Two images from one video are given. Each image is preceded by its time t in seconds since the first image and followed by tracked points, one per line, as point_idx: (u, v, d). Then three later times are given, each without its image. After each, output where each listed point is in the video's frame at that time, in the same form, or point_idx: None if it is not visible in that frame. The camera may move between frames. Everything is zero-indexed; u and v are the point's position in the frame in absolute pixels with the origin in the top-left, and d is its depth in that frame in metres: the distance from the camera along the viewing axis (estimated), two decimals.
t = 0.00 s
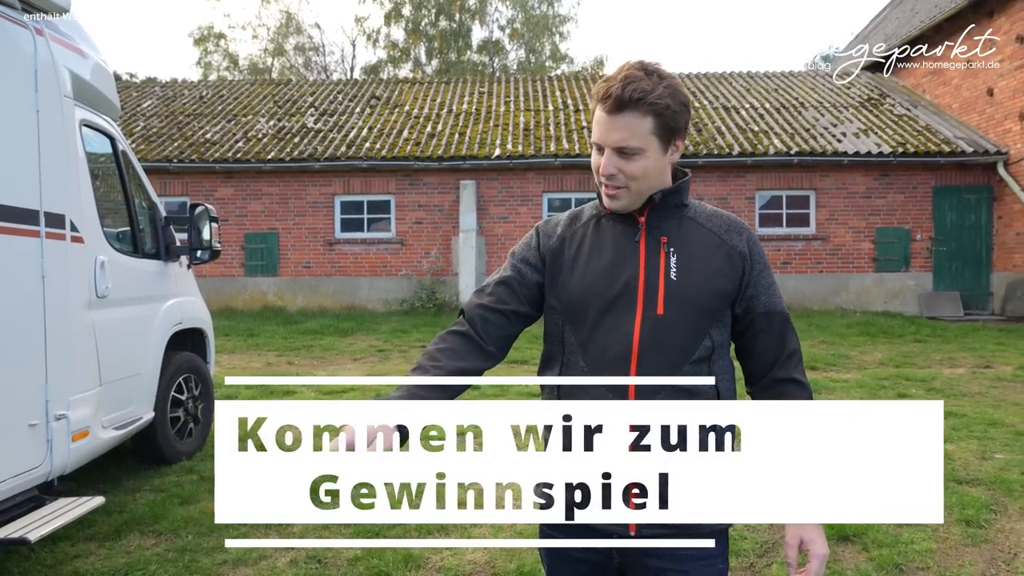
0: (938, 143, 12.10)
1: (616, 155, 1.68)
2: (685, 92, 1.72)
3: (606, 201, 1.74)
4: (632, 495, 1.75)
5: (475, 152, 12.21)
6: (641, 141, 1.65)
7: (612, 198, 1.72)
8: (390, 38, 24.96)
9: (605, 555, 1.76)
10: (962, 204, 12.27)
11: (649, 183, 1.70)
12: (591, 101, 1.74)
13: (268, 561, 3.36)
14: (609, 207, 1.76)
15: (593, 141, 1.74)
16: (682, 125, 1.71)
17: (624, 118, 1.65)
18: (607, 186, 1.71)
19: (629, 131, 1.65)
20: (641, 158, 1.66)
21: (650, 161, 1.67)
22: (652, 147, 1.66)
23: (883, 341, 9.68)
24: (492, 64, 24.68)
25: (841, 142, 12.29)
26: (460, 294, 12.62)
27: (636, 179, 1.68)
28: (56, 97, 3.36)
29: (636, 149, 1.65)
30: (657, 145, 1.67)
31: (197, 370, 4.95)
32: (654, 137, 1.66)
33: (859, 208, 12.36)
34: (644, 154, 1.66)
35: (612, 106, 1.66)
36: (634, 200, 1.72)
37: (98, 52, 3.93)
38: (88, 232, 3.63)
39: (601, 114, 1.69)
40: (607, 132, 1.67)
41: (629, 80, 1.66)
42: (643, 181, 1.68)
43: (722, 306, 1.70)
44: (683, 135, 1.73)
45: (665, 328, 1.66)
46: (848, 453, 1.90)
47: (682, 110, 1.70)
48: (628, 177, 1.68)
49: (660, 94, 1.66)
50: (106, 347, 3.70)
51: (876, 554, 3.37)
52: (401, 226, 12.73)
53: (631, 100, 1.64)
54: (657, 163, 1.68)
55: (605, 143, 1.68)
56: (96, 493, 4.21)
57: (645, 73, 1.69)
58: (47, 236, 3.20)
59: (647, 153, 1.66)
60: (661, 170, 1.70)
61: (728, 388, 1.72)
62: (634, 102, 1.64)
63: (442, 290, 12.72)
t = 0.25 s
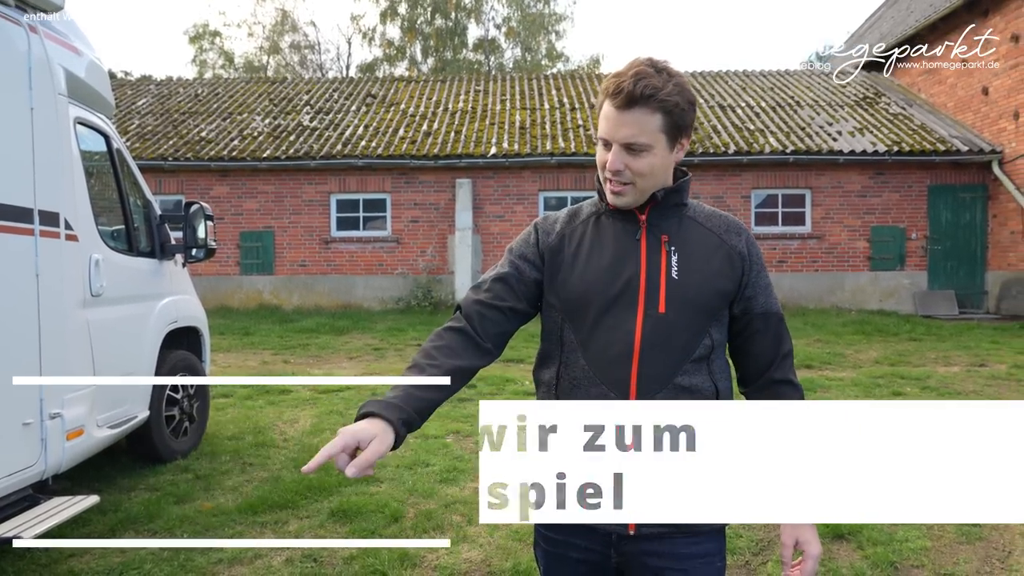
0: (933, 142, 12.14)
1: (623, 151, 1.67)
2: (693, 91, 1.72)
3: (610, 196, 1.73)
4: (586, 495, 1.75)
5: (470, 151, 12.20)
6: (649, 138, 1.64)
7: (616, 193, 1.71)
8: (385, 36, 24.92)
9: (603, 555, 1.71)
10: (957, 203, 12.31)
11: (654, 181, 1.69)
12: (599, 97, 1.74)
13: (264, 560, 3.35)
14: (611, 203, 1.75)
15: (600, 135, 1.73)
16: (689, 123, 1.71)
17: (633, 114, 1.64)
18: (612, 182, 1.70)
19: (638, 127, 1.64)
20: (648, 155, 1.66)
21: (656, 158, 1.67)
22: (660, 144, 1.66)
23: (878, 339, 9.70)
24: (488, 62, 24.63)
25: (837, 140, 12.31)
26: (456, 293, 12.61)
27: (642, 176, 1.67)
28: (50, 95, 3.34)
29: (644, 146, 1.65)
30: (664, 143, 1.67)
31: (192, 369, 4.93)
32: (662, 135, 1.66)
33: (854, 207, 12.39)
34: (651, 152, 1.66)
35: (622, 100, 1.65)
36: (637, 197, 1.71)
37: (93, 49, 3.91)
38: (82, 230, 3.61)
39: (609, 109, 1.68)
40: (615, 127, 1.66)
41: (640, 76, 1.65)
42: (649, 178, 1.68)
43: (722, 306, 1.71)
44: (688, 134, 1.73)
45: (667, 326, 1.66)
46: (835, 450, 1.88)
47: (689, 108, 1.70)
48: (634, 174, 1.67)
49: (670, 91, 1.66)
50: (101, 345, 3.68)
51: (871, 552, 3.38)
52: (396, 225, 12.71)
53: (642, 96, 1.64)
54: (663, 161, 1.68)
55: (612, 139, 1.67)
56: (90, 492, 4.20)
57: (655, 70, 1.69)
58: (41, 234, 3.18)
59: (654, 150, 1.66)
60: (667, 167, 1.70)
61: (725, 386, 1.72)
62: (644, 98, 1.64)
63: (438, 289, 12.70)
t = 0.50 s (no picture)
0: (927, 141, 12.18)
1: (623, 147, 1.67)
2: (692, 91, 1.74)
3: (606, 194, 1.72)
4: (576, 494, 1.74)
5: (465, 149, 12.18)
6: (649, 134, 1.65)
7: (613, 191, 1.71)
8: (380, 34, 24.87)
9: (599, 554, 1.70)
10: (951, 203, 12.36)
11: (651, 178, 1.69)
12: (599, 93, 1.74)
13: (257, 558, 3.34)
14: (608, 201, 1.74)
15: (598, 132, 1.73)
16: (688, 122, 1.72)
17: (633, 111, 1.65)
18: (609, 178, 1.69)
19: (638, 124, 1.65)
20: (647, 151, 1.66)
21: (655, 155, 1.67)
22: (659, 141, 1.66)
23: (872, 339, 9.74)
24: (483, 60, 24.61)
25: (831, 140, 12.35)
26: (451, 291, 12.60)
27: (640, 172, 1.67)
28: (42, 91, 3.31)
29: (644, 142, 1.65)
30: (663, 139, 1.67)
31: (186, 367, 4.91)
32: (662, 132, 1.66)
33: (848, 206, 12.43)
34: (650, 149, 1.66)
35: (623, 96, 1.66)
36: (634, 194, 1.71)
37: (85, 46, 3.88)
38: (75, 227, 3.58)
39: (610, 104, 1.69)
40: (616, 124, 1.67)
41: (642, 72, 1.67)
42: (647, 175, 1.68)
43: (719, 304, 1.71)
44: (687, 134, 1.74)
45: (666, 324, 1.65)
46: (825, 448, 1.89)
47: (689, 107, 1.71)
48: (632, 170, 1.67)
49: (671, 89, 1.68)
50: (93, 343, 3.66)
51: (865, 550, 3.39)
52: (391, 223, 12.68)
53: (643, 92, 1.65)
54: (662, 158, 1.68)
55: (612, 135, 1.68)
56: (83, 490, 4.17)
57: (656, 67, 1.70)
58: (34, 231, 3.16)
59: (653, 147, 1.66)
60: (665, 165, 1.70)
61: (722, 384, 1.72)
62: (645, 94, 1.65)
63: (432, 287, 12.69)
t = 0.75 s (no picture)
0: (921, 141, 12.23)
1: (615, 144, 1.66)
2: (684, 88, 1.74)
3: (597, 191, 1.71)
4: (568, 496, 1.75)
5: (460, 147, 12.16)
6: (642, 130, 1.65)
7: (605, 188, 1.70)
8: (375, 32, 24.81)
9: (598, 554, 1.70)
10: (944, 202, 12.42)
11: (643, 175, 1.69)
12: (591, 89, 1.74)
13: (251, 556, 3.33)
14: (600, 199, 1.74)
15: (591, 128, 1.73)
16: (679, 119, 1.72)
17: (626, 107, 1.65)
18: (601, 175, 1.68)
19: (631, 120, 1.64)
20: (640, 148, 1.66)
21: (647, 152, 1.67)
22: (652, 138, 1.66)
23: (866, 338, 9.77)
24: (477, 59, 24.57)
25: (825, 139, 12.38)
26: (445, 290, 12.59)
27: (633, 169, 1.67)
28: (35, 88, 3.29)
29: (636, 139, 1.65)
30: (656, 136, 1.67)
31: (179, 365, 4.89)
32: (654, 129, 1.66)
33: (842, 206, 12.47)
34: (643, 145, 1.66)
35: (615, 92, 1.66)
36: (625, 192, 1.70)
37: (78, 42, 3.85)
38: (68, 225, 3.56)
39: (602, 101, 1.68)
40: (607, 120, 1.66)
41: (634, 67, 1.67)
42: (639, 172, 1.67)
43: (714, 302, 1.71)
44: (679, 131, 1.74)
45: (662, 325, 1.65)
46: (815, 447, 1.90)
47: (681, 104, 1.71)
48: (625, 167, 1.66)
49: (663, 86, 1.68)
50: (86, 341, 3.64)
51: (858, 549, 3.40)
52: (385, 221, 12.65)
53: (636, 88, 1.65)
54: (654, 155, 1.68)
55: (604, 131, 1.67)
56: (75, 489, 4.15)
57: (649, 63, 1.70)
58: (25, 228, 3.13)
59: (646, 144, 1.66)
60: (657, 163, 1.70)
61: (717, 382, 1.72)
62: (639, 90, 1.65)
63: (427, 285, 12.67)
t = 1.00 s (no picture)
0: (915, 141, 12.27)
1: (604, 146, 1.67)
2: (675, 87, 1.73)
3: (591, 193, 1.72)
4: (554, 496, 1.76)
5: (455, 147, 12.15)
6: (630, 132, 1.65)
7: (597, 190, 1.71)
8: (370, 31, 24.77)
9: (589, 553, 1.70)
10: (938, 202, 12.47)
11: (635, 176, 1.69)
12: (581, 92, 1.75)
13: (246, 556, 3.32)
14: (594, 200, 1.74)
15: (581, 131, 1.73)
16: (671, 118, 1.71)
17: (613, 110, 1.65)
18: (592, 177, 1.70)
19: (618, 122, 1.65)
20: (629, 150, 1.66)
21: (637, 153, 1.67)
22: (641, 139, 1.66)
23: (860, 337, 9.80)
24: (473, 58, 24.54)
25: (819, 139, 12.42)
26: (440, 289, 12.57)
27: (623, 171, 1.67)
28: (28, 87, 3.28)
29: (625, 141, 1.65)
30: (646, 137, 1.67)
31: (173, 365, 4.87)
32: (643, 130, 1.66)
33: (837, 205, 12.50)
34: (632, 147, 1.66)
35: (602, 96, 1.66)
36: (618, 193, 1.71)
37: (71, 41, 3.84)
38: (61, 224, 3.54)
39: (591, 104, 1.69)
40: (596, 122, 1.67)
41: (620, 70, 1.67)
42: (629, 174, 1.68)
43: (707, 303, 1.70)
44: (672, 130, 1.73)
45: (653, 325, 1.65)
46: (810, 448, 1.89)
47: (672, 103, 1.70)
48: (615, 169, 1.67)
49: (651, 86, 1.67)
50: (80, 341, 3.62)
51: (852, 547, 3.41)
52: (380, 220, 12.63)
53: (622, 90, 1.65)
54: (645, 156, 1.68)
55: (593, 135, 1.68)
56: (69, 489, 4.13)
57: (637, 64, 1.70)
58: (18, 228, 3.12)
59: (635, 145, 1.66)
60: (648, 163, 1.70)
61: (710, 383, 1.72)
62: (624, 92, 1.65)
63: (422, 285, 12.66)
